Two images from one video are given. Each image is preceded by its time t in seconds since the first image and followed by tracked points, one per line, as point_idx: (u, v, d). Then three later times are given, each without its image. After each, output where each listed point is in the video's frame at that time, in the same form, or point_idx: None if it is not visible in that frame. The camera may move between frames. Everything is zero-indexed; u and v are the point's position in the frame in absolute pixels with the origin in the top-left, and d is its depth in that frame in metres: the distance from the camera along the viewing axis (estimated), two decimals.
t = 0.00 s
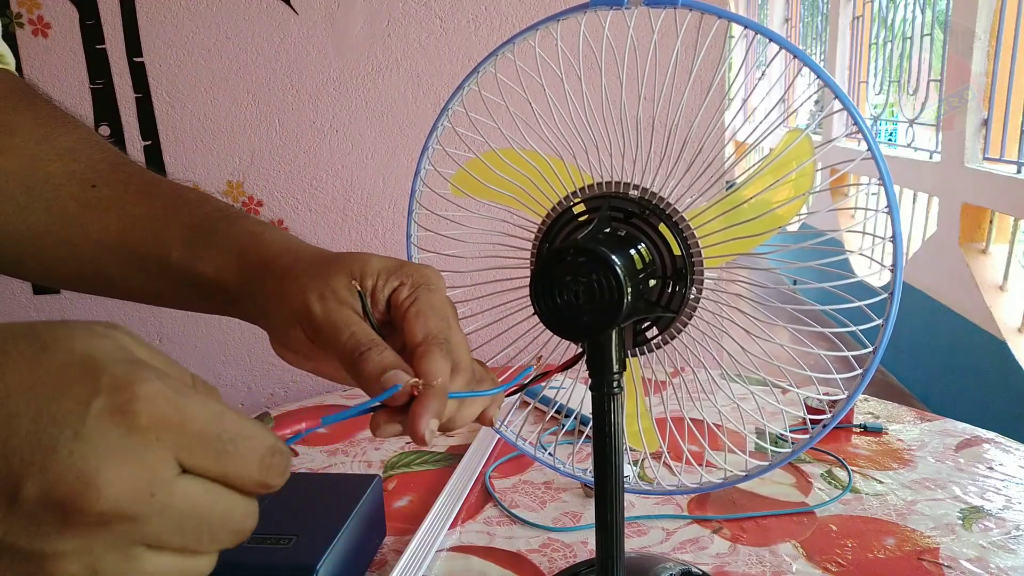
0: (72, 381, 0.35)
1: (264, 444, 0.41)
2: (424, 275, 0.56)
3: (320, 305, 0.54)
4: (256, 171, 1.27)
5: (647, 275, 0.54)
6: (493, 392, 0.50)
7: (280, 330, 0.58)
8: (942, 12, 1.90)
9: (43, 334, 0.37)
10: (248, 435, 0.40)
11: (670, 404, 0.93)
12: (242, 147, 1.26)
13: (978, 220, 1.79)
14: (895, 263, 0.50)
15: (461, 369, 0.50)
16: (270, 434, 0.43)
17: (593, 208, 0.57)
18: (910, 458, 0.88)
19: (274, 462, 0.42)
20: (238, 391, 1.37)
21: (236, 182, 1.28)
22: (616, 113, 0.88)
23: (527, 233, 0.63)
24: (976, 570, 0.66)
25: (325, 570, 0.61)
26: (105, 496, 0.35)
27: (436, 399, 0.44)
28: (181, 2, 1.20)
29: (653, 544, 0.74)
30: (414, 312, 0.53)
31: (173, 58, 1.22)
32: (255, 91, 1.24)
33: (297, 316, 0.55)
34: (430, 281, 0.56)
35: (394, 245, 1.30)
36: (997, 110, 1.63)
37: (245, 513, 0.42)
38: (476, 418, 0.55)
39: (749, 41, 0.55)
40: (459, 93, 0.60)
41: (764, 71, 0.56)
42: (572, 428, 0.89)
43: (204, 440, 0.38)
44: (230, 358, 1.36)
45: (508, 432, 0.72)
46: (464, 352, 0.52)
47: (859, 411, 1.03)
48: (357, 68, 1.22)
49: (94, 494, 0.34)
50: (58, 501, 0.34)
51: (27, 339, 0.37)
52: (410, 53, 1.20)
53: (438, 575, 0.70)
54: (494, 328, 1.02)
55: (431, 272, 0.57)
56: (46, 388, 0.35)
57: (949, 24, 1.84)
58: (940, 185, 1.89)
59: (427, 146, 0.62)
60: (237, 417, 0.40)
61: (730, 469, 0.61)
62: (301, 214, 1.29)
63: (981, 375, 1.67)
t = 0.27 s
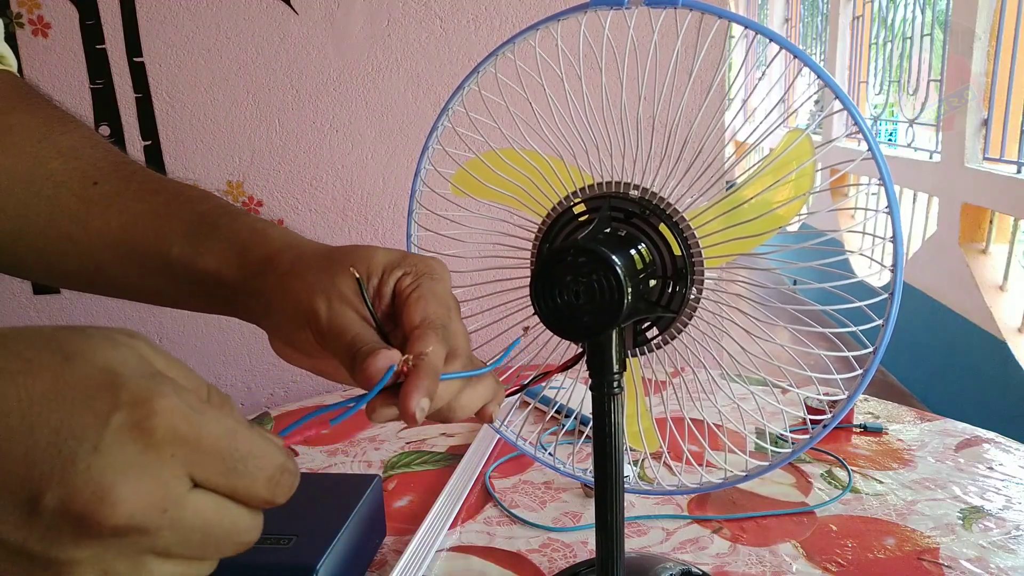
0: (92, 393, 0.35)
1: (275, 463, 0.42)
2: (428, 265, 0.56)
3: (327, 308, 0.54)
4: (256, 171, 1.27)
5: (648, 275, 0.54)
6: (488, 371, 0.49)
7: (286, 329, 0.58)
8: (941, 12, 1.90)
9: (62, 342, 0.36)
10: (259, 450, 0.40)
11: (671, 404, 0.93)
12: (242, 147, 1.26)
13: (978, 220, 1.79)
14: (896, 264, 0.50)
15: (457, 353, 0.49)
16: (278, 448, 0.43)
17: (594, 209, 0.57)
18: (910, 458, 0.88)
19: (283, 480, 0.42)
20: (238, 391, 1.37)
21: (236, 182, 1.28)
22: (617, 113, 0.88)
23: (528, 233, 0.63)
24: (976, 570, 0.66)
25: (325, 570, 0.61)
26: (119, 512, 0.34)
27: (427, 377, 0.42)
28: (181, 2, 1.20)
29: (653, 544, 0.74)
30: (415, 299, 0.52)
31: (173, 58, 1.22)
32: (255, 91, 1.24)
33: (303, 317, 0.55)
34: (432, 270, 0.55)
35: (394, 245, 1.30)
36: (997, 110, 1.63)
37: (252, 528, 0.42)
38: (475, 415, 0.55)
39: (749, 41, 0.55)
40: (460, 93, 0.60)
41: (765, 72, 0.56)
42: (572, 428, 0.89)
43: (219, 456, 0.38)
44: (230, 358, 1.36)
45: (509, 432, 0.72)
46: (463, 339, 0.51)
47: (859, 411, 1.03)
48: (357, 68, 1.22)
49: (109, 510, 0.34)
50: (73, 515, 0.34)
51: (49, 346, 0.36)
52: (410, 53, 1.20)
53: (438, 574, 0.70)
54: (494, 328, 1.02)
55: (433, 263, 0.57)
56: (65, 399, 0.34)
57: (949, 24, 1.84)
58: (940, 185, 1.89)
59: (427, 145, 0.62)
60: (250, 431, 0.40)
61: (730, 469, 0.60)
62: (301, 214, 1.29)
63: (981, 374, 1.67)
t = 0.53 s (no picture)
0: (121, 405, 0.35)
1: (292, 476, 0.42)
2: (432, 262, 0.56)
3: (326, 296, 0.53)
4: (256, 171, 1.27)
5: (647, 275, 0.54)
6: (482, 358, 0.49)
7: (285, 318, 0.57)
8: (941, 13, 1.90)
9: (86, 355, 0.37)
10: (277, 465, 0.41)
11: (670, 404, 0.93)
12: (242, 147, 1.26)
13: (978, 221, 1.79)
14: (896, 263, 0.50)
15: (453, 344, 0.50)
16: (294, 460, 0.43)
17: (593, 208, 0.57)
18: (910, 458, 0.88)
19: (295, 493, 0.42)
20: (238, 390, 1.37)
21: (236, 182, 1.28)
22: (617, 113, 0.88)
23: (527, 233, 0.63)
24: (976, 570, 0.66)
25: (325, 570, 0.61)
26: (142, 525, 0.35)
27: (410, 363, 0.42)
28: (181, 2, 1.20)
29: (653, 544, 0.74)
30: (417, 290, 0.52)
31: (173, 58, 1.22)
32: (255, 91, 1.24)
33: (303, 304, 0.55)
34: (439, 266, 0.55)
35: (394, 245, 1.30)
36: (997, 110, 1.63)
37: (261, 539, 0.42)
38: (476, 416, 0.55)
39: (749, 41, 0.55)
40: (459, 93, 0.60)
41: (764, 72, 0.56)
42: (571, 428, 0.89)
43: (239, 470, 0.38)
44: (230, 358, 1.36)
45: (508, 432, 0.72)
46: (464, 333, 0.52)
47: (859, 411, 1.03)
48: (357, 68, 1.22)
49: (133, 522, 0.34)
50: (96, 528, 0.35)
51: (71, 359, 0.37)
52: (410, 53, 1.20)
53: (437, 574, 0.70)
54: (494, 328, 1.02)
55: (440, 260, 0.56)
56: (94, 411, 0.35)
57: (949, 24, 1.84)
58: (940, 185, 1.89)
59: (426, 145, 0.62)
60: (268, 444, 0.40)
61: (730, 469, 0.60)
62: (301, 214, 1.29)
63: (981, 374, 1.67)
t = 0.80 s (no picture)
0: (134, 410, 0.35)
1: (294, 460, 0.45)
2: (432, 264, 0.56)
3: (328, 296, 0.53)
4: (256, 171, 1.27)
5: (648, 275, 0.54)
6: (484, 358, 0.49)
7: (285, 318, 0.57)
8: (941, 13, 1.90)
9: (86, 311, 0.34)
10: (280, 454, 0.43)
11: (671, 404, 0.93)
12: (242, 147, 1.26)
13: (978, 221, 1.79)
14: (897, 264, 0.50)
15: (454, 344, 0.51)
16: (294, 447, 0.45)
17: (594, 208, 0.57)
18: (910, 458, 0.88)
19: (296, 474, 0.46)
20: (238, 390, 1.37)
21: (236, 182, 1.28)
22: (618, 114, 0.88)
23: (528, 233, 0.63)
24: (976, 570, 0.66)
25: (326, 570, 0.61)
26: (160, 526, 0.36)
27: (410, 367, 0.42)
28: (181, 2, 1.20)
29: (653, 544, 0.74)
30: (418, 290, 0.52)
31: (173, 58, 1.22)
32: (255, 91, 1.24)
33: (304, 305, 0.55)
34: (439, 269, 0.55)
35: (394, 245, 1.30)
36: (997, 110, 1.63)
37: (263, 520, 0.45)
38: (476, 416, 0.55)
39: (750, 41, 0.55)
40: (460, 93, 0.60)
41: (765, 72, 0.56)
42: (572, 428, 0.89)
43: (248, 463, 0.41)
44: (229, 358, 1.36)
45: (509, 432, 0.72)
46: (464, 335, 0.53)
47: (859, 411, 1.03)
48: (357, 68, 1.22)
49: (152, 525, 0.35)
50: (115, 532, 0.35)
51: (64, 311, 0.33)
52: (410, 53, 1.20)
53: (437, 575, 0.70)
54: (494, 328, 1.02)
55: (440, 263, 0.57)
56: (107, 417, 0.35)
57: (949, 24, 1.84)
58: (940, 185, 1.89)
59: (427, 145, 0.62)
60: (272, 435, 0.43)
61: (731, 469, 0.60)
62: (301, 214, 1.29)
63: (981, 375, 1.67)
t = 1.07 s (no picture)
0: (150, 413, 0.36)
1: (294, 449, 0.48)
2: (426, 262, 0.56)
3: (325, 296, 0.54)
4: (256, 171, 1.27)
5: (648, 275, 0.54)
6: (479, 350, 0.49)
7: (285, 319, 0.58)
8: (941, 13, 1.90)
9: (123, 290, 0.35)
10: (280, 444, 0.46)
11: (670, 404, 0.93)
12: (242, 147, 1.26)
13: (978, 221, 1.79)
14: (896, 263, 0.50)
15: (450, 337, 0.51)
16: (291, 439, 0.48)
17: (594, 208, 0.57)
18: (910, 458, 0.88)
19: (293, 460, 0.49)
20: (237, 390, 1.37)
21: (236, 182, 1.28)
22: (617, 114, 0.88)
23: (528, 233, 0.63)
24: (976, 570, 0.66)
25: (326, 570, 0.61)
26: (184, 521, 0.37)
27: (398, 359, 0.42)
28: (181, 2, 1.20)
29: (653, 544, 0.74)
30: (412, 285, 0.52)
31: (173, 58, 1.22)
32: (255, 91, 1.24)
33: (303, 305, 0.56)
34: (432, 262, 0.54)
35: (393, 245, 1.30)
36: (997, 110, 1.63)
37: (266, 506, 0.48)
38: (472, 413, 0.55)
39: (749, 41, 0.55)
40: (460, 93, 0.60)
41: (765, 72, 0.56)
42: (572, 428, 0.89)
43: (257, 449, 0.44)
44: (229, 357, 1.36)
45: (508, 431, 0.72)
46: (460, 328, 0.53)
47: (859, 411, 1.03)
48: (357, 68, 1.22)
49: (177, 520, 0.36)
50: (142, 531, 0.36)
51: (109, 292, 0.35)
52: (410, 53, 1.20)
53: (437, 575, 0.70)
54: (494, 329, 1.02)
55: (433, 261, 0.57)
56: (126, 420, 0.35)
57: (949, 24, 1.84)
58: (940, 185, 1.89)
59: (427, 145, 0.62)
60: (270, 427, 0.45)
61: (731, 469, 0.60)
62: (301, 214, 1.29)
63: (981, 375, 1.67)
